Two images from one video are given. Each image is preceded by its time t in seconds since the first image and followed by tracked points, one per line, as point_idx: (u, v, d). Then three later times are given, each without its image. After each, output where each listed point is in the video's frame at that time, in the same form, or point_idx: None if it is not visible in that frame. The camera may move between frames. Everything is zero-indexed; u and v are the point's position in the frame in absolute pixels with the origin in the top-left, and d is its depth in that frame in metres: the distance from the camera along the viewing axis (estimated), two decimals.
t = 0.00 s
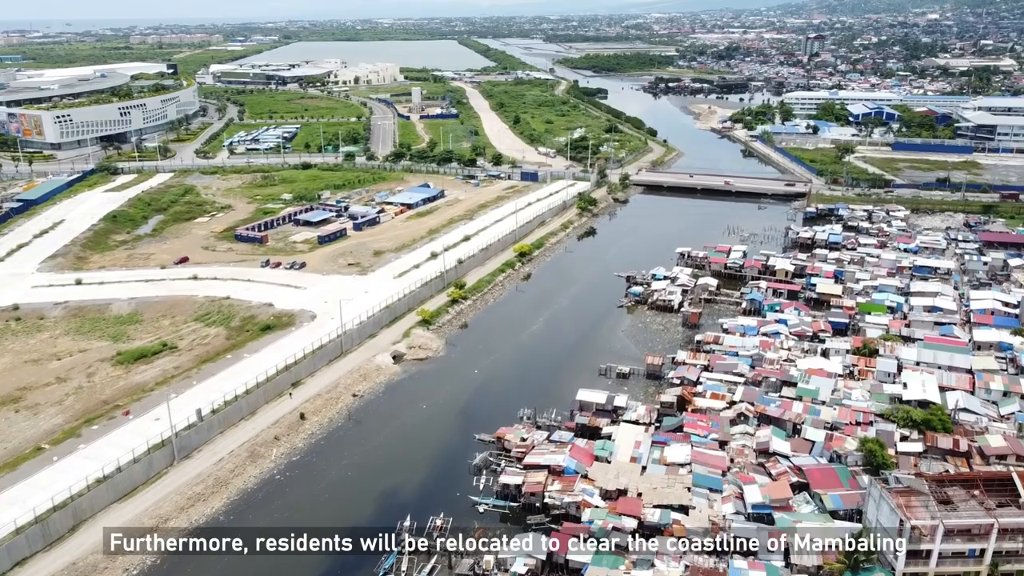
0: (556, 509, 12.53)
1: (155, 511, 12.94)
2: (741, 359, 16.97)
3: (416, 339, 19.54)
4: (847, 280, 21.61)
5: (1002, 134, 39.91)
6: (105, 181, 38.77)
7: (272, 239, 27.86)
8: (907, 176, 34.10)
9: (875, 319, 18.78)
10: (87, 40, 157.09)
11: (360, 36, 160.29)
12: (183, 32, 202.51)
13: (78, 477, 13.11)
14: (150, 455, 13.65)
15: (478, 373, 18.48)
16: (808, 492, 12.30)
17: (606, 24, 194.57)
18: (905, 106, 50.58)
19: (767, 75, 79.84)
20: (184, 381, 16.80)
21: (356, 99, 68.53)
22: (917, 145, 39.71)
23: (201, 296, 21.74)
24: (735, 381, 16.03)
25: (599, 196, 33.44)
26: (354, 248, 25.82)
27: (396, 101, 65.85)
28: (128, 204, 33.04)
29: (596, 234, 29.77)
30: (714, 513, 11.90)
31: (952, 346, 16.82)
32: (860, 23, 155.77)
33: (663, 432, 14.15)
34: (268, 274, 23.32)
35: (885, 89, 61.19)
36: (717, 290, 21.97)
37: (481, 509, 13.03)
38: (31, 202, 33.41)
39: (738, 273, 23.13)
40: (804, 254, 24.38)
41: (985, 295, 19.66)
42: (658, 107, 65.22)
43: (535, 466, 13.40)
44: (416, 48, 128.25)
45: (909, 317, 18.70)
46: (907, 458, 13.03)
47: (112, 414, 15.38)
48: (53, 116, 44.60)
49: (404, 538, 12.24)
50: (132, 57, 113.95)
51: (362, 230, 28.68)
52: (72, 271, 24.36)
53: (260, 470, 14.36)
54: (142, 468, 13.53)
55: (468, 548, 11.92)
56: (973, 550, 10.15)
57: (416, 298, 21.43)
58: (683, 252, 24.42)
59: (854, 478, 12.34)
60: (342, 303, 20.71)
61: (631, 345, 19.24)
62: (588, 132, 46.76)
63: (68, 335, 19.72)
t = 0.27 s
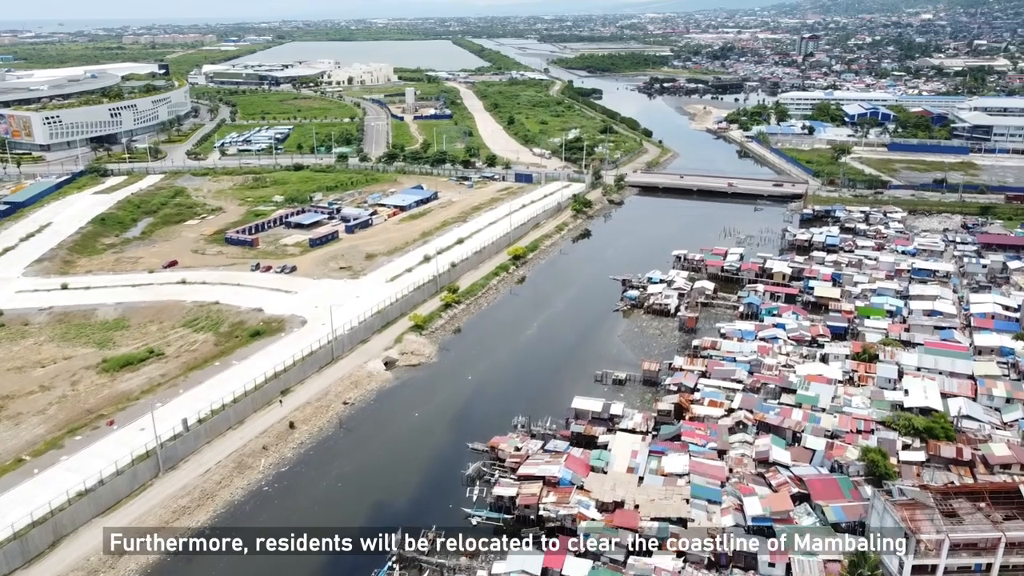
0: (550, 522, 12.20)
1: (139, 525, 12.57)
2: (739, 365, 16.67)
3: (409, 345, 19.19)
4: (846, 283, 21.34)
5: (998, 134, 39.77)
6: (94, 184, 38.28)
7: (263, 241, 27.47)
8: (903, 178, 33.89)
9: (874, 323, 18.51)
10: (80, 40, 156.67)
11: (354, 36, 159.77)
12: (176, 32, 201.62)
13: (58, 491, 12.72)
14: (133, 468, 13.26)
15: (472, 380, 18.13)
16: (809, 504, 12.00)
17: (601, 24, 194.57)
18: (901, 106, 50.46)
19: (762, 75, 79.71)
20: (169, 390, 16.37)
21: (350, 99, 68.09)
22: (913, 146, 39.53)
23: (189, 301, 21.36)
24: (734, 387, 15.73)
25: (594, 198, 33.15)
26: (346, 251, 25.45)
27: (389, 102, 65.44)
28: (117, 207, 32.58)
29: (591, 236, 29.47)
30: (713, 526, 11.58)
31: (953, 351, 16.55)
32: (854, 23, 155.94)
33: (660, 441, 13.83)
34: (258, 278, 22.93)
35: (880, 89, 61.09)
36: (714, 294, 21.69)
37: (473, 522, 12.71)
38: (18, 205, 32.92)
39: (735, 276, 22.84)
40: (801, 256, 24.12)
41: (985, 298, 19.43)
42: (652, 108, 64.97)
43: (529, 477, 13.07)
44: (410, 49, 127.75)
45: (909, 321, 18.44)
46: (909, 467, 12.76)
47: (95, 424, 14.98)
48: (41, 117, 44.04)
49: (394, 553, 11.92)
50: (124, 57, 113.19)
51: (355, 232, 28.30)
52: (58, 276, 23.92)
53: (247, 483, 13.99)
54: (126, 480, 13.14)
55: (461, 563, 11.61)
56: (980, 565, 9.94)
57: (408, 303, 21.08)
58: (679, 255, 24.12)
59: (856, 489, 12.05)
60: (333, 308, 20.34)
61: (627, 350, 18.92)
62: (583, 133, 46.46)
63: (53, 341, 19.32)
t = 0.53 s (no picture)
0: (546, 535, 11.88)
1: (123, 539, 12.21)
2: (737, 371, 16.38)
3: (401, 351, 18.85)
4: (844, 286, 21.09)
5: (994, 135, 39.62)
6: (83, 185, 37.81)
7: (254, 244, 27.09)
8: (900, 179, 33.70)
9: (874, 327, 18.25)
10: (72, 40, 155.96)
11: (348, 36, 159.31)
12: (169, 32, 200.87)
13: (39, 506, 12.32)
14: (117, 480, 12.87)
15: (466, 386, 17.79)
16: (811, 516, 11.71)
17: (596, 24, 194.48)
18: (896, 106, 50.35)
19: (756, 75, 79.60)
20: (155, 399, 15.96)
21: (343, 100, 67.69)
22: (909, 147, 39.36)
23: (177, 306, 20.97)
24: (732, 394, 15.44)
25: (589, 200, 32.86)
26: (338, 255, 25.08)
27: (383, 102, 65.05)
28: (106, 210, 32.13)
29: (587, 238, 29.16)
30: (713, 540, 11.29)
31: (954, 355, 16.30)
32: (848, 23, 156.18)
33: (658, 451, 13.52)
34: (249, 282, 22.54)
35: (876, 90, 61.02)
36: (711, 298, 21.42)
37: (467, 535, 12.39)
38: (5, 207, 32.44)
39: (732, 279, 22.57)
40: (799, 259, 23.87)
41: (985, 302, 19.20)
42: (647, 108, 64.75)
43: (524, 488, 12.76)
44: (404, 49, 127.34)
45: (909, 325, 18.18)
46: (912, 477, 12.49)
47: (79, 434, 14.58)
48: (30, 118, 43.50)
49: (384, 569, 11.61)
50: (117, 57, 112.43)
51: (347, 235, 27.92)
52: (44, 280, 23.48)
53: (235, 495, 13.63)
54: (109, 493, 12.76)
55: None
56: None
57: (401, 307, 20.74)
58: (676, 258, 23.82)
59: (859, 500, 11.77)
60: (324, 313, 19.98)
61: (624, 355, 18.62)
62: (578, 134, 46.18)
63: (38, 348, 18.90)
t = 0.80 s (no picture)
0: (542, 550, 11.57)
1: (105, 556, 11.80)
2: (736, 378, 16.08)
3: (394, 358, 18.49)
4: (843, 289, 20.81)
5: (991, 135, 39.44)
6: (73, 188, 37.33)
7: (245, 248, 26.69)
8: (898, 180, 33.46)
9: (874, 332, 17.97)
10: (65, 40, 155.36)
11: (343, 36, 158.86)
12: (163, 32, 200.02)
13: (19, 522, 11.93)
14: (100, 494, 12.49)
15: (460, 393, 17.44)
16: (814, 529, 11.42)
17: (591, 24, 194.40)
18: (893, 107, 50.18)
19: (752, 75, 79.42)
20: (141, 408, 15.53)
21: (337, 100, 67.23)
22: (907, 147, 39.14)
23: (166, 312, 20.57)
24: (731, 401, 15.13)
25: (585, 201, 32.54)
26: (330, 258, 24.71)
27: (377, 103, 64.63)
28: (95, 212, 31.67)
29: (583, 241, 28.84)
30: (713, 555, 10.98)
31: (956, 361, 16.03)
32: (842, 23, 156.28)
33: (656, 461, 13.20)
34: (239, 287, 22.15)
35: (872, 90, 60.87)
36: (709, 301, 21.14)
37: (460, 550, 12.06)
38: None
39: (730, 283, 22.27)
40: (797, 262, 23.60)
41: (987, 306, 18.95)
42: (643, 108, 64.49)
43: (520, 500, 12.43)
44: (399, 49, 126.89)
45: (910, 330, 17.92)
46: (916, 488, 12.20)
47: (62, 446, 14.18)
48: (20, 119, 42.98)
49: None
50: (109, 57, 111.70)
51: (340, 238, 27.54)
52: (31, 285, 23.05)
53: (223, 507, 13.27)
54: (91, 507, 12.35)
55: None
56: None
57: (394, 312, 20.37)
58: (672, 260, 23.51)
59: (863, 513, 11.47)
60: (316, 319, 19.61)
61: (620, 361, 18.31)
62: (573, 135, 45.86)
63: (22, 355, 18.49)
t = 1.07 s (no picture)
0: (539, 566, 11.26)
1: None
2: (736, 384, 15.76)
3: (388, 364, 18.14)
4: (844, 293, 20.52)
5: (990, 136, 39.23)
6: (64, 189, 36.89)
7: (237, 251, 26.31)
8: (897, 181, 33.22)
9: (876, 337, 17.69)
10: (60, 40, 154.89)
11: (339, 36, 158.53)
12: (158, 32, 199.20)
13: None
14: (84, 507, 12.11)
15: (455, 400, 17.10)
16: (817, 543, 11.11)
17: (587, 24, 194.32)
18: (890, 107, 49.98)
19: (749, 75, 79.22)
20: (127, 418, 15.13)
21: (332, 100, 66.84)
22: (905, 148, 38.91)
23: (155, 318, 20.18)
24: (732, 409, 14.82)
25: (581, 203, 32.24)
26: (323, 262, 24.36)
27: (372, 103, 64.25)
28: (86, 215, 31.26)
29: (579, 243, 28.53)
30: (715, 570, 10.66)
31: (960, 367, 15.74)
32: (838, 23, 156.29)
33: (655, 472, 12.89)
34: (230, 292, 21.78)
35: (869, 90, 60.70)
36: (707, 305, 20.85)
37: (454, 564, 11.74)
38: None
39: (728, 286, 21.97)
40: (796, 264, 23.31)
41: (989, 310, 18.69)
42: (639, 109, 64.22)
43: (515, 513, 12.10)
44: (395, 49, 126.49)
45: (912, 335, 17.64)
46: (922, 499, 11.91)
47: (45, 457, 13.80)
48: (10, 120, 42.51)
49: None
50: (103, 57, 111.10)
51: (333, 240, 27.18)
52: (18, 290, 22.66)
53: (211, 520, 12.92)
54: (74, 521, 11.97)
55: None
56: None
57: (388, 317, 20.02)
58: (670, 263, 23.21)
59: (867, 526, 11.17)
60: (308, 324, 19.24)
61: (618, 367, 18.00)
62: (569, 135, 45.56)
63: (8, 362, 18.11)
